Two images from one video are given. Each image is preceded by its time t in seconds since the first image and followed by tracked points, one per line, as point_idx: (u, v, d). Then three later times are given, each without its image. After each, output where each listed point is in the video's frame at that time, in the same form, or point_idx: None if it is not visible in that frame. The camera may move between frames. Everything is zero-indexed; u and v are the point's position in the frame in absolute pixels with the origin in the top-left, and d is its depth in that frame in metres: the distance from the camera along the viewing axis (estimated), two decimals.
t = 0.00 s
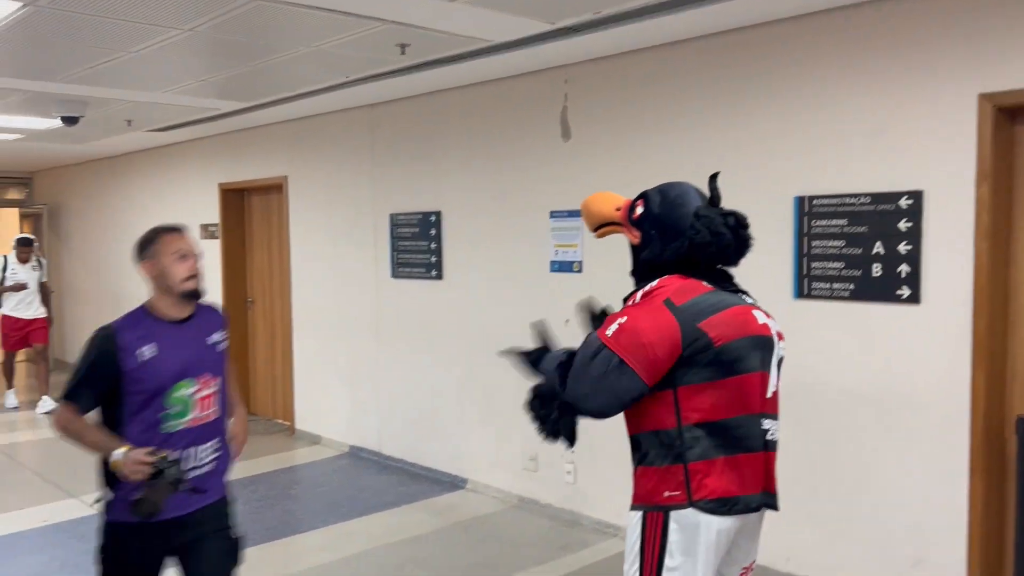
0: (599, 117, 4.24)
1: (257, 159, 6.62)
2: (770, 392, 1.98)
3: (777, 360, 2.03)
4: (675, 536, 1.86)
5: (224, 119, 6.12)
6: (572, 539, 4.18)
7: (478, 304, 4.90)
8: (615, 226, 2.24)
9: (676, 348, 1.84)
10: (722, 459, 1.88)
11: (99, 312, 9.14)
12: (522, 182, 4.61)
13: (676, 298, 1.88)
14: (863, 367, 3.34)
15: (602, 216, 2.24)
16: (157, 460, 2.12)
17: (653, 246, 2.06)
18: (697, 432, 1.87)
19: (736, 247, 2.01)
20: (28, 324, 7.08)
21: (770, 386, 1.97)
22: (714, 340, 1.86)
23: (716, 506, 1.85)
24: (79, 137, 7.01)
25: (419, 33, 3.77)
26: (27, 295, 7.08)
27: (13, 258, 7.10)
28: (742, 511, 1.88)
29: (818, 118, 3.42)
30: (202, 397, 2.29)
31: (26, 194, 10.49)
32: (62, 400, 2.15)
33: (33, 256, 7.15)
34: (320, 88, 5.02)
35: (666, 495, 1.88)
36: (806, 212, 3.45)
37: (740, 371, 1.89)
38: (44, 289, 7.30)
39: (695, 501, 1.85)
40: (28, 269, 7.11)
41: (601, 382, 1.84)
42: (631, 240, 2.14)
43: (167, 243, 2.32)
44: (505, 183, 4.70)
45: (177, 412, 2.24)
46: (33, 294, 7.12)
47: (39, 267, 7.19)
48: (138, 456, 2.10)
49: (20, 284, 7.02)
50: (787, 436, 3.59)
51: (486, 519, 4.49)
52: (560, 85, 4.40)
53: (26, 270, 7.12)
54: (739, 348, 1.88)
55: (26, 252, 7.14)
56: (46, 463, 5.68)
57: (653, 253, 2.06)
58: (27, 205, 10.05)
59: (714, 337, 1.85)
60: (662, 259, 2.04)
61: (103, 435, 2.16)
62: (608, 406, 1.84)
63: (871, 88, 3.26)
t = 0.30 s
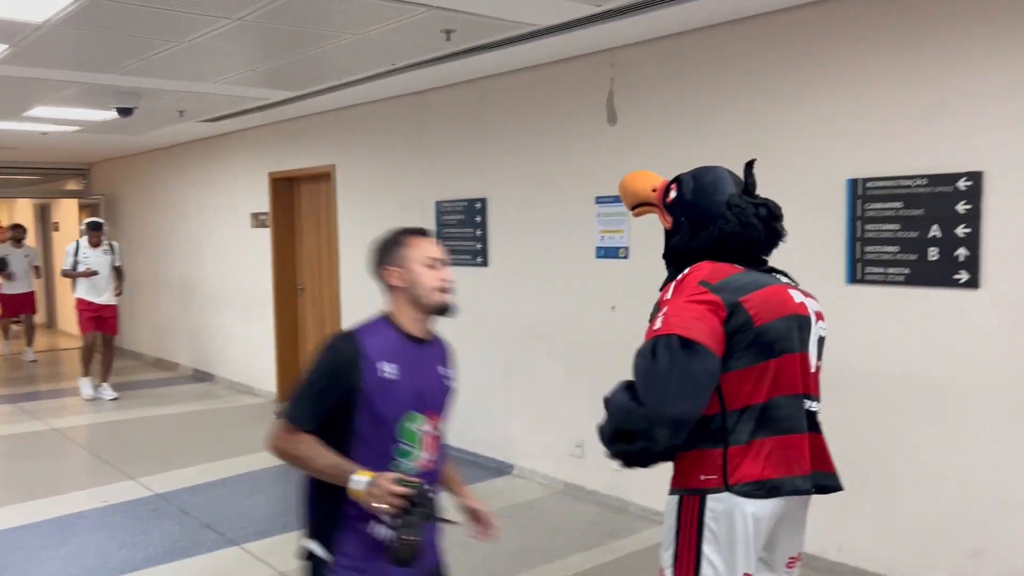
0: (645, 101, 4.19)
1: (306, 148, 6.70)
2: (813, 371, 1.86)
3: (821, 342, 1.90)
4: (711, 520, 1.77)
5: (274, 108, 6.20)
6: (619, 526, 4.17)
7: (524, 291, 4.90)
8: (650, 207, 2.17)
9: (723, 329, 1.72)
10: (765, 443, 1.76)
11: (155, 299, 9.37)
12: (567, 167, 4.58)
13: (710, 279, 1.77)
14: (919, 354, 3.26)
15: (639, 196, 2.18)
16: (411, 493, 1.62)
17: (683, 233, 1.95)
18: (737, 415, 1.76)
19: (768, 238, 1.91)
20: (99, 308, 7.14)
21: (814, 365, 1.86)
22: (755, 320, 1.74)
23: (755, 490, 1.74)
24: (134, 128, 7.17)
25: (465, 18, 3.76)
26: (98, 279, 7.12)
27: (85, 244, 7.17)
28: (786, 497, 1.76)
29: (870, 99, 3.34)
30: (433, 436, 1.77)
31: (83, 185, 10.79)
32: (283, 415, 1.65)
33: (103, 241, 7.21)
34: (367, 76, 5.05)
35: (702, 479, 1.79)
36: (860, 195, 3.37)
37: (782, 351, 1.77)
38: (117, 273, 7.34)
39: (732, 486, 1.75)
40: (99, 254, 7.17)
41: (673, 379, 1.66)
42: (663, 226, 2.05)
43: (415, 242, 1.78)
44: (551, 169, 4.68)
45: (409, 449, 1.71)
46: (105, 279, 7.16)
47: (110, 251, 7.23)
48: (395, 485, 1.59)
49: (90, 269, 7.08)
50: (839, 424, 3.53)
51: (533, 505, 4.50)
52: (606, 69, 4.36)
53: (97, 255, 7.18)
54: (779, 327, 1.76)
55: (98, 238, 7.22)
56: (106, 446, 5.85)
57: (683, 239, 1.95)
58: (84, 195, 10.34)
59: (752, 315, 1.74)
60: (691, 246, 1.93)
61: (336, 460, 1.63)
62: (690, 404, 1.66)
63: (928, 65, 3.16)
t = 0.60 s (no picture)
0: (706, 89, 4.12)
1: (365, 140, 6.77)
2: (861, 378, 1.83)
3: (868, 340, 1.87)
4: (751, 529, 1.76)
5: (333, 101, 6.27)
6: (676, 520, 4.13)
7: (581, 282, 4.88)
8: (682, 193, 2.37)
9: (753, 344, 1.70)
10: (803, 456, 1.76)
11: (219, 288, 9.59)
12: (626, 158, 4.54)
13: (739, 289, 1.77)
14: (993, 349, 3.14)
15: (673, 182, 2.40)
16: (808, 530, 1.26)
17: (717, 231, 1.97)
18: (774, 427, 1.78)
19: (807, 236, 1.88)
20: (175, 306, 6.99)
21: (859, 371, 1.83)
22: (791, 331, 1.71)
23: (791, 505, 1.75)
24: (199, 122, 7.34)
25: (523, 8, 3.74)
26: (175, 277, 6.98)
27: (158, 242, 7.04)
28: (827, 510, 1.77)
29: (942, 84, 3.22)
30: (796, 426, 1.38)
31: (151, 177, 11.09)
32: (616, 408, 1.34)
33: (176, 238, 7.06)
34: (425, 68, 5.07)
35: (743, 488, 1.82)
36: (931, 184, 3.26)
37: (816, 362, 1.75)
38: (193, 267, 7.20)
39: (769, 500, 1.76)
40: (173, 251, 7.02)
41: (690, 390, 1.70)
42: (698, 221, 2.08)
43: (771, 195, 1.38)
44: (609, 159, 4.64)
45: (764, 436, 1.34)
46: (181, 276, 7.00)
47: (184, 247, 7.08)
48: (779, 520, 1.25)
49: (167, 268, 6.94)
50: (907, 420, 3.42)
51: (590, 497, 4.49)
52: (666, 57, 4.30)
53: (171, 252, 7.04)
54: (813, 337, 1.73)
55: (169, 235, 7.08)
56: (173, 432, 6.03)
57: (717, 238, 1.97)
58: (151, 187, 10.63)
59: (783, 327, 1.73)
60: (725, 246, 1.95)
61: (689, 472, 1.30)
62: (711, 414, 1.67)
63: (1005, 49, 3.03)
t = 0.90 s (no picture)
0: (766, 86, 4.04)
1: (420, 138, 6.82)
2: (899, 378, 1.74)
3: (908, 335, 1.77)
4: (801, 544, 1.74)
5: (389, 99, 6.34)
6: (732, 523, 4.07)
7: (637, 280, 4.84)
8: (700, 207, 2.05)
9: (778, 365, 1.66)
10: (846, 469, 1.68)
11: (277, 283, 9.78)
12: (683, 156, 4.49)
13: (757, 306, 1.71)
14: None
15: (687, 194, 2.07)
16: None
17: (741, 240, 1.85)
18: (814, 440, 1.71)
19: (837, 239, 1.77)
20: (243, 300, 7.13)
21: (896, 372, 1.73)
22: (813, 343, 1.65)
23: (835, 524, 1.68)
24: (259, 120, 7.48)
25: (580, 6, 3.73)
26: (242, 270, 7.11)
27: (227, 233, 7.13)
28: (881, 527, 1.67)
29: (1017, 78, 3.10)
30: None
31: (211, 174, 11.36)
32: None
33: (245, 230, 7.14)
34: (480, 66, 5.09)
35: (789, 508, 1.75)
36: (1003, 182, 3.15)
37: (846, 368, 1.66)
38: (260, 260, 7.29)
39: (817, 517, 1.70)
40: (241, 244, 7.13)
41: (720, 427, 1.66)
42: (721, 232, 1.93)
43: None
44: (666, 157, 4.59)
45: None
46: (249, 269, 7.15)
47: (251, 240, 7.17)
48: None
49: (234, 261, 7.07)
50: (976, 426, 3.32)
51: (643, 497, 4.45)
52: (726, 53, 4.23)
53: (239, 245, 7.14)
54: (842, 344, 1.65)
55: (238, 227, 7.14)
56: (232, 424, 6.17)
57: (741, 248, 1.85)
58: (212, 184, 10.88)
59: (809, 339, 1.65)
60: (751, 256, 1.83)
61: None
62: (742, 447, 1.64)
63: None
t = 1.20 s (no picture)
0: (825, 86, 3.96)
1: (472, 138, 6.85)
2: (973, 397, 1.65)
3: (986, 350, 1.67)
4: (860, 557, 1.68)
5: (442, 100, 6.38)
6: (786, 530, 4.00)
7: (690, 282, 4.79)
8: (777, 203, 1.97)
9: (837, 376, 1.60)
10: (901, 484, 1.62)
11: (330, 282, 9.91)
12: (738, 157, 4.43)
13: (825, 313, 1.64)
14: None
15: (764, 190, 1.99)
16: None
17: (817, 239, 1.76)
18: (872, 453, 1.65)
19: (915, 246, 1.70)
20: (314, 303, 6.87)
21: (970, 391, 1.64)
22: (879, 355, 1.59)
23: (882, 538, 1.62)
24: (314, 121, 7.60)
25: (635, 6, 3.71)
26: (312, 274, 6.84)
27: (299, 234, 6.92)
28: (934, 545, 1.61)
29: None
30: None
31: (267, 173, 11.58)
32: None
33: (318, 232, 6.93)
34: (533, 66, 5.10)
35: (841, 516, 1.70)
36: None
37: (913, 383, 1.59)
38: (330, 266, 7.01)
39: (864, 528, 1.65)
40: (312, 246, 6.89)
41: (775, 426, 1.63)
42: (796, 229, 1.84)
43: None
44: (721, 158, 4.54)
45: None
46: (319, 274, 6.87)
47: (324, 244, 6.95)
48: None
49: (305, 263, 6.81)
50: None
51: (695, 502, 4.41)
52: (783, 53, 4.16)
53: (311, 248, 6.91)
54: (911, 358, 1.58)
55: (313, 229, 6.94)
56: (286, 420, 6.28)
57: (817, 247, 1.76)
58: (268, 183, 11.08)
59: (875, 350, 1.59)
60: (826, 256, 1.74)
61: None
62: (795, 448, 1.61)
63: None
